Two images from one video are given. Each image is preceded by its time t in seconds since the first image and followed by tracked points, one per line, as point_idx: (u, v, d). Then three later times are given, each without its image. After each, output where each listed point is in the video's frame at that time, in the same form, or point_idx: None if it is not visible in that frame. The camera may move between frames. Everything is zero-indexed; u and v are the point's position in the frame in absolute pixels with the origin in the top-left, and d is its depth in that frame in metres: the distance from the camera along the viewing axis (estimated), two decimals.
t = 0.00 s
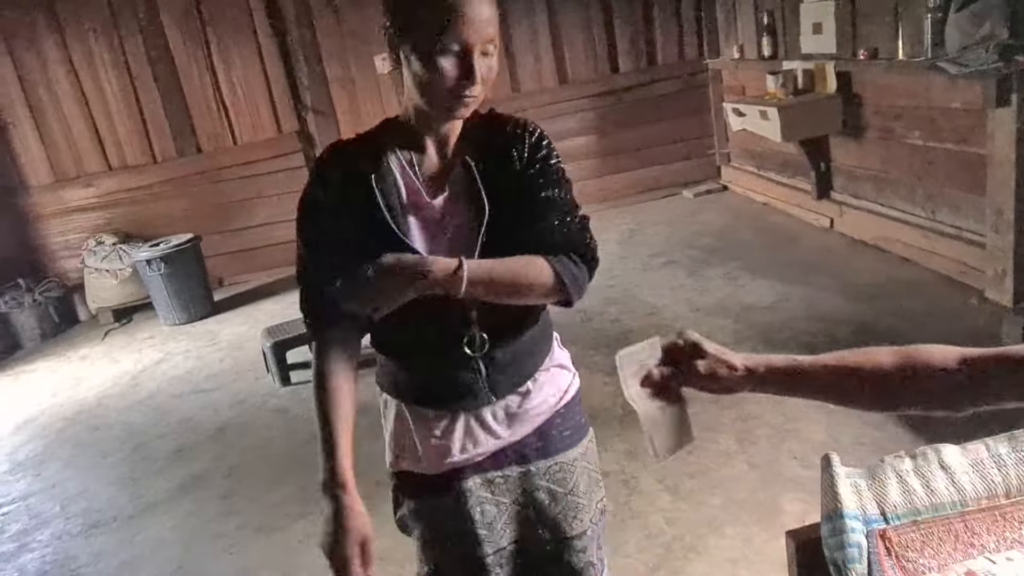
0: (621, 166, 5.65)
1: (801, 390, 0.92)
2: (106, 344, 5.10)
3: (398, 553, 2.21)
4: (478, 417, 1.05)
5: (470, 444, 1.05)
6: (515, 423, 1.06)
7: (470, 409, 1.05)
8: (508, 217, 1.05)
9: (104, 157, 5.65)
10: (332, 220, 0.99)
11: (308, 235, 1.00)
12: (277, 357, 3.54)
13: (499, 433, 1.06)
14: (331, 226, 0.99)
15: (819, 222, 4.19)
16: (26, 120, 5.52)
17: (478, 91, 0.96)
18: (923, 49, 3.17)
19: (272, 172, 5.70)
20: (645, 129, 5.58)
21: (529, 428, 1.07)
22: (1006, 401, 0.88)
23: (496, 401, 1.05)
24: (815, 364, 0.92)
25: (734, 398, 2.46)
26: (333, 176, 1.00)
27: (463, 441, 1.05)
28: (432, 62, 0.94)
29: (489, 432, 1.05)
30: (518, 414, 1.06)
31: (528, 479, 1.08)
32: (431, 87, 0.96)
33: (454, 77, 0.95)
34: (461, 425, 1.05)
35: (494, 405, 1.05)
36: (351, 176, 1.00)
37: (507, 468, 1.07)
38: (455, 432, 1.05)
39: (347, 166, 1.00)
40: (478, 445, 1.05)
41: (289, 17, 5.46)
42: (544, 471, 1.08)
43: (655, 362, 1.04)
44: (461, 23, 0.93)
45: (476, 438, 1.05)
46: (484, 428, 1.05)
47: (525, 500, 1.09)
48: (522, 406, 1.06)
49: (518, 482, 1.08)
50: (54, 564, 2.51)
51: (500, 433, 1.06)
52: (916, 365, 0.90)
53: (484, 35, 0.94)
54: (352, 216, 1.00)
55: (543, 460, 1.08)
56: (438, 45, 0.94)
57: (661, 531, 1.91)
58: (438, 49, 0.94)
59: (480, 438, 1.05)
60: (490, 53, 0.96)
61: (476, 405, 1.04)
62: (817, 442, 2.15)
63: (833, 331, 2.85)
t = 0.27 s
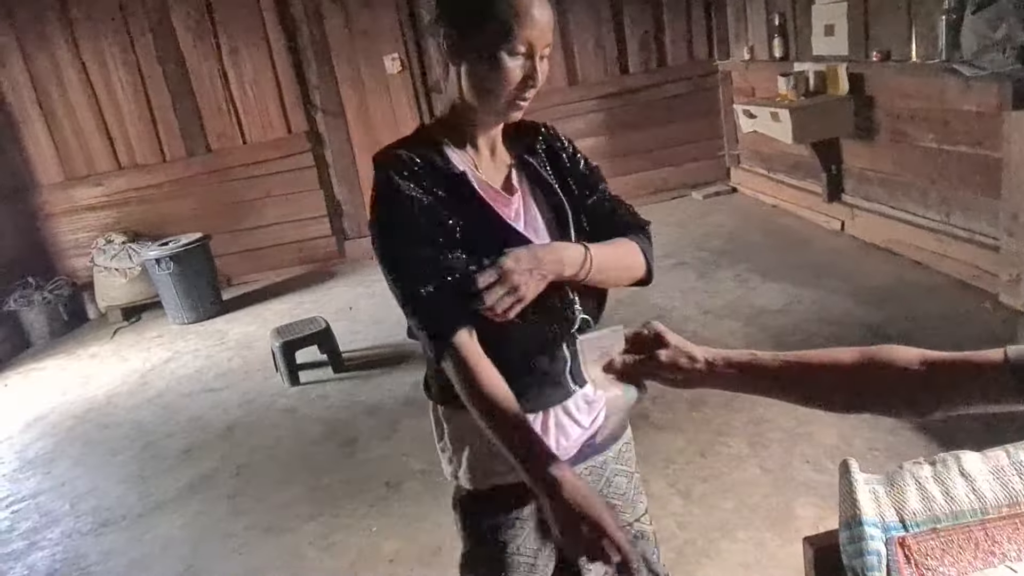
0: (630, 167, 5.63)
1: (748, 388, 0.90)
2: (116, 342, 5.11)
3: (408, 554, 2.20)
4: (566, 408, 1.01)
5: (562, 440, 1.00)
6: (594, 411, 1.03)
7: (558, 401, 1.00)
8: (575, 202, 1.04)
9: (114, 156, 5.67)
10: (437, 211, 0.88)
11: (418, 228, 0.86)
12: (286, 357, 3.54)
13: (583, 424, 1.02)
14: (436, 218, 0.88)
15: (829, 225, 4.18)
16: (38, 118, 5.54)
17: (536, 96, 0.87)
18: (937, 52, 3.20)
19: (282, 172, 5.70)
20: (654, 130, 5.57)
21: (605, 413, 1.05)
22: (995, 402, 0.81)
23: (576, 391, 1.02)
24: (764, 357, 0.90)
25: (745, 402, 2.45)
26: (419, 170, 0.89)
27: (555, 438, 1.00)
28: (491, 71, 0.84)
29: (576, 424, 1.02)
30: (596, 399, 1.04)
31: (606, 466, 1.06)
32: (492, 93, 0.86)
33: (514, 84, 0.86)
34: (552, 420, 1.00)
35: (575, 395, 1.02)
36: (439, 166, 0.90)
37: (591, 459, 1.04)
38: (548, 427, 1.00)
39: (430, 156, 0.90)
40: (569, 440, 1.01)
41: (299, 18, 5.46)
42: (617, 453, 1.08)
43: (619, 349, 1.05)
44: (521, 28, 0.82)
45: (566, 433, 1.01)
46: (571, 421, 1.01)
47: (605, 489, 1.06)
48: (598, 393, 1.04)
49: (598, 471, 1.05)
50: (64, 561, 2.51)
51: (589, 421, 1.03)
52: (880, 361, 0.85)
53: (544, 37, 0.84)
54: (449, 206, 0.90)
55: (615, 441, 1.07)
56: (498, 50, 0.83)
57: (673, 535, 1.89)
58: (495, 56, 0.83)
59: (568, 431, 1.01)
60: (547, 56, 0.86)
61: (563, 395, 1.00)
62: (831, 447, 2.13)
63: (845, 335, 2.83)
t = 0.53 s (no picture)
0: (632, 169, 5.62)
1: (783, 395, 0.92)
2: (118, 343, 5.11)
3: (410, 558, 2.20)
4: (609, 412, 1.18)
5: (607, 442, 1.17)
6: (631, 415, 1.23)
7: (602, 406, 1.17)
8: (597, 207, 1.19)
9: (117, 156, 5.67)
10: (468, 221, 0.98)
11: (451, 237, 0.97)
12: (289, 359, 3.53)
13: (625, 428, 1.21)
14: (465, 227, 0.98)
15: (833, 228, 4.16)
16: (41, 119, 5.54)
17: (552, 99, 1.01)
18: (943, 55, 3.19)
19: (285, 173, 5.70)
20: (657, 133, 5.55)
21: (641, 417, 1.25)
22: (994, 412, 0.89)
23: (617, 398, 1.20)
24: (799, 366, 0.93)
25: (749, 406, 2.44)
26: (451, 181, 0.99)
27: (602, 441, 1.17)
28: (510, 79, 0.98)
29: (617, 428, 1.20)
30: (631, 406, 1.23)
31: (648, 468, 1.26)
32: (511, 101, 1.00)
33: (530, 91, 0.99)
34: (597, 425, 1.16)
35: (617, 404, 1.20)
36: (468, 176, 1.00)
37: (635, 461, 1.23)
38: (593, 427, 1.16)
39: (460, 166, 1.00)
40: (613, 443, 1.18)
41: (302, 18, 5.46)
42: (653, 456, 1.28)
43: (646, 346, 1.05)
44: (540, 38, 0.95)
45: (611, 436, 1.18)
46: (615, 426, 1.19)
47: (647, 490, 1.26)
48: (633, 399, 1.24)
49: (642, 473, 1.25)
50: (64, 563, 2.50)
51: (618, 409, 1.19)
52: (901, 376, 0.91)
53: (561, 45, 0.98)
54: (480, 213, 1.00)
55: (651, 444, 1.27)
56: (517, 62, 0.96)
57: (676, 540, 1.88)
58: (515, 66, 0.97)
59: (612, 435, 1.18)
60: (564, 62, 0.99)
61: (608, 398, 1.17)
62: (836, 452, 2.12)
63: (848, 339, 2.82)
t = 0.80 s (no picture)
0: (634, 172, 5.61)
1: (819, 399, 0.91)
2: (117, 343, 5.10)
3: (410, 562, 2.19)
4: (600, 435, 1.16)
5: (596, 466, 1.16)
6: (626, 438, 1.21)
7: (592, 429, 1.15)
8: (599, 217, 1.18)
9: (118, 156, 5.66)
10: (456, 232, 0.99)
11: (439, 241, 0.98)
12: (289, 361, 3.52)
13: (617, 451, 1.19)
14: (453, 239, 0.99)
15: (835, 231, 4.15)
16: (43, 118, 5.54)
17: (564, 86, 1.02)
18: (947, 58, 3.18)
19: (286, 174, 5.69)
20: (659, 135, 5.55)
21: (636, 440, 1.22)
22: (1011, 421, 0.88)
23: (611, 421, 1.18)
24: (834, 373, 0.91)
25: (751, 410, 2.43)
26: (442, 191, 1.00)
27: (590, 464, 1.15)
28: (522, 64, 0.99)
29: (609, 451, 1.18)
30: (627, 429, 1.21)
31: (643, 492, 1.24)
32: (523, 90, 1.01)
33: (542, 75, 1.00)
34: (586, 447, 1.15)
35: (610, 426, 1.18)
36: (457, 186, 1.01)
37: (626, 485, 1.21)
38: (581, 450, 1.14)
39: (452, 174, 1.01)
40: (603, 467, 1.17)
41: (305, 19, 5.46)
42: (650, 480, 1.25)
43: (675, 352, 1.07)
44: (542, 23, 0.98)
45: (601, 459, 1.16)
46: (605, 449, 1.17)
47: (641, 513, 1.24)
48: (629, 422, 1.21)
49: (635, 496, 1.23)
50: (63, 565, 2.49)
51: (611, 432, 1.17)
52: (931, 383, 0.89)
53: (566, 30, 1.00)
54: (469, 224, 1.01)
55: (648, 468, 1.25)
56: (525, 47, 0.98)
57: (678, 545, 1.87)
58: (525, 51, 0.98)
59: (603, 458, 1.17)
60: (570, 46, 1.01)
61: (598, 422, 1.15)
62: (838, 457, 2.11)
63: (851, 344, 2.81)
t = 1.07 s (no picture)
0: (637, 175, 5.61)
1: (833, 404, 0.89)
2: (119, 343, 5.10)
3: (415, 564, 2.18)
4: (578, 441, 1.16)
5: (572, 472, 1.16)
6: (604, 445, 1.20)
7: (570, 434, 1.15)
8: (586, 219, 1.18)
9: (121, 156, 5.66)
10: (447, 232, 0.99)
11: (429, 240, 0.97)
12: (292, 361, 3.53)
13: (594, 457, 1.18)
14: (445, 239, 0.99)
15: (838, 236, 4.16)
16: (46, 118, 5.54)
17: (551, 58, 1.04)
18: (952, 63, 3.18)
19: (288, 174, 5.69)
20: (662, 138, 5.55)
21: (614, 447, 1.22)
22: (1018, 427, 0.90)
23: (589, 427, 1.18)
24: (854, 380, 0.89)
25: (755, 414, 2.43)
26: (432, 190, 1.00)
27: (566, 471, 1.15)
28: (506, 40, 1.00)
29: (587, 457, 1.17)
30: (605, 435, 1.21)
31: (619, 498, 1.23)
32: (511, 70, 1.01)
33: (529, 51, 1.02)
34: (564, 453, 1.14)
35: (589, 432, 1.18)
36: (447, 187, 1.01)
37: (602, 491, 1.21)
38: (559, 456, 1.14)
39: (440, 174, 1.01)
40: (579, 473, 1.17)
41: (309, 20, 5.46)
42: (628, 486, 1.25)
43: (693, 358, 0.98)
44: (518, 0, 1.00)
45: (578, 465, 1.16)
46: (583, 455, 1.17)
47: (617, 519, 1.23)
48: (607, 428, 1.21)
49: (611, 502, 1.22)
50: (66, 565, 2.49)
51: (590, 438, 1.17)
52: (951, 390, 0.89)
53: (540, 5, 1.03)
54: (459, 224, 1.01)
55: (625, 473, 1.25)
56: (507, 25, 0.99)
57: (684, 548, 1.87)
58: (507, 27, 0.99)
59: (580, 465, 1.16)
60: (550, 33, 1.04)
61: (577, 428, 1.15)
62: (844, 461, 2.11)
63: (855, 348, 2.81)
